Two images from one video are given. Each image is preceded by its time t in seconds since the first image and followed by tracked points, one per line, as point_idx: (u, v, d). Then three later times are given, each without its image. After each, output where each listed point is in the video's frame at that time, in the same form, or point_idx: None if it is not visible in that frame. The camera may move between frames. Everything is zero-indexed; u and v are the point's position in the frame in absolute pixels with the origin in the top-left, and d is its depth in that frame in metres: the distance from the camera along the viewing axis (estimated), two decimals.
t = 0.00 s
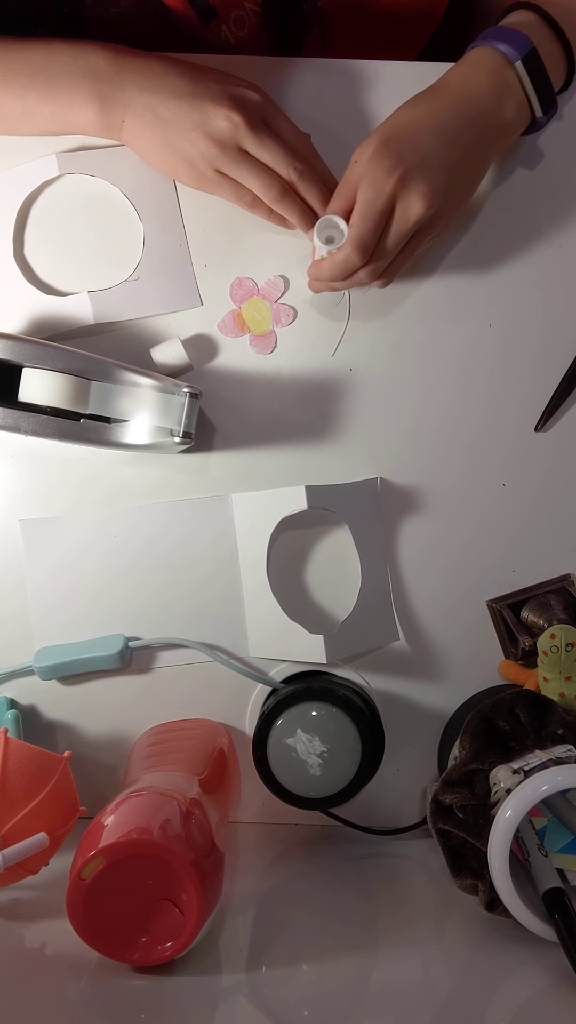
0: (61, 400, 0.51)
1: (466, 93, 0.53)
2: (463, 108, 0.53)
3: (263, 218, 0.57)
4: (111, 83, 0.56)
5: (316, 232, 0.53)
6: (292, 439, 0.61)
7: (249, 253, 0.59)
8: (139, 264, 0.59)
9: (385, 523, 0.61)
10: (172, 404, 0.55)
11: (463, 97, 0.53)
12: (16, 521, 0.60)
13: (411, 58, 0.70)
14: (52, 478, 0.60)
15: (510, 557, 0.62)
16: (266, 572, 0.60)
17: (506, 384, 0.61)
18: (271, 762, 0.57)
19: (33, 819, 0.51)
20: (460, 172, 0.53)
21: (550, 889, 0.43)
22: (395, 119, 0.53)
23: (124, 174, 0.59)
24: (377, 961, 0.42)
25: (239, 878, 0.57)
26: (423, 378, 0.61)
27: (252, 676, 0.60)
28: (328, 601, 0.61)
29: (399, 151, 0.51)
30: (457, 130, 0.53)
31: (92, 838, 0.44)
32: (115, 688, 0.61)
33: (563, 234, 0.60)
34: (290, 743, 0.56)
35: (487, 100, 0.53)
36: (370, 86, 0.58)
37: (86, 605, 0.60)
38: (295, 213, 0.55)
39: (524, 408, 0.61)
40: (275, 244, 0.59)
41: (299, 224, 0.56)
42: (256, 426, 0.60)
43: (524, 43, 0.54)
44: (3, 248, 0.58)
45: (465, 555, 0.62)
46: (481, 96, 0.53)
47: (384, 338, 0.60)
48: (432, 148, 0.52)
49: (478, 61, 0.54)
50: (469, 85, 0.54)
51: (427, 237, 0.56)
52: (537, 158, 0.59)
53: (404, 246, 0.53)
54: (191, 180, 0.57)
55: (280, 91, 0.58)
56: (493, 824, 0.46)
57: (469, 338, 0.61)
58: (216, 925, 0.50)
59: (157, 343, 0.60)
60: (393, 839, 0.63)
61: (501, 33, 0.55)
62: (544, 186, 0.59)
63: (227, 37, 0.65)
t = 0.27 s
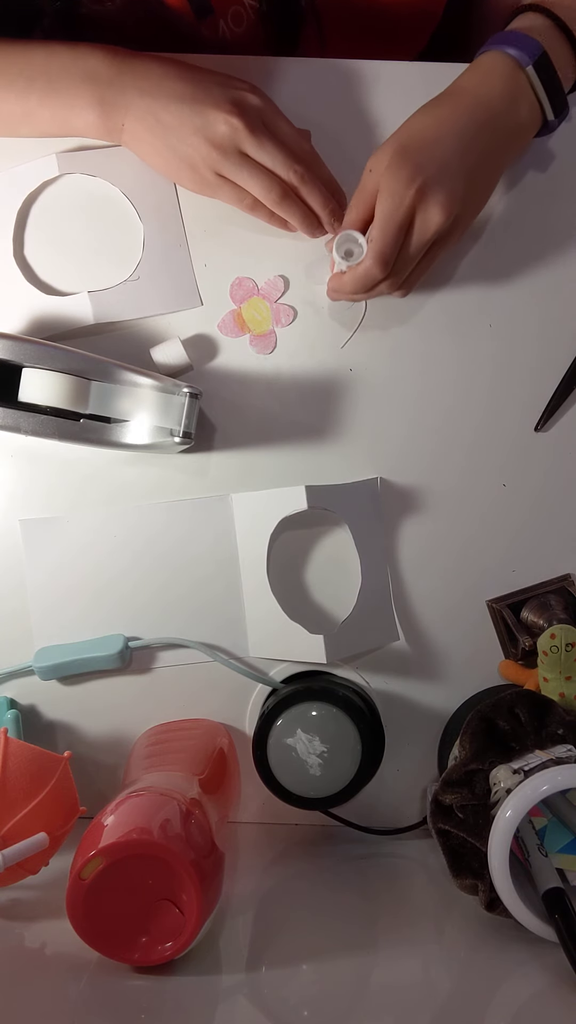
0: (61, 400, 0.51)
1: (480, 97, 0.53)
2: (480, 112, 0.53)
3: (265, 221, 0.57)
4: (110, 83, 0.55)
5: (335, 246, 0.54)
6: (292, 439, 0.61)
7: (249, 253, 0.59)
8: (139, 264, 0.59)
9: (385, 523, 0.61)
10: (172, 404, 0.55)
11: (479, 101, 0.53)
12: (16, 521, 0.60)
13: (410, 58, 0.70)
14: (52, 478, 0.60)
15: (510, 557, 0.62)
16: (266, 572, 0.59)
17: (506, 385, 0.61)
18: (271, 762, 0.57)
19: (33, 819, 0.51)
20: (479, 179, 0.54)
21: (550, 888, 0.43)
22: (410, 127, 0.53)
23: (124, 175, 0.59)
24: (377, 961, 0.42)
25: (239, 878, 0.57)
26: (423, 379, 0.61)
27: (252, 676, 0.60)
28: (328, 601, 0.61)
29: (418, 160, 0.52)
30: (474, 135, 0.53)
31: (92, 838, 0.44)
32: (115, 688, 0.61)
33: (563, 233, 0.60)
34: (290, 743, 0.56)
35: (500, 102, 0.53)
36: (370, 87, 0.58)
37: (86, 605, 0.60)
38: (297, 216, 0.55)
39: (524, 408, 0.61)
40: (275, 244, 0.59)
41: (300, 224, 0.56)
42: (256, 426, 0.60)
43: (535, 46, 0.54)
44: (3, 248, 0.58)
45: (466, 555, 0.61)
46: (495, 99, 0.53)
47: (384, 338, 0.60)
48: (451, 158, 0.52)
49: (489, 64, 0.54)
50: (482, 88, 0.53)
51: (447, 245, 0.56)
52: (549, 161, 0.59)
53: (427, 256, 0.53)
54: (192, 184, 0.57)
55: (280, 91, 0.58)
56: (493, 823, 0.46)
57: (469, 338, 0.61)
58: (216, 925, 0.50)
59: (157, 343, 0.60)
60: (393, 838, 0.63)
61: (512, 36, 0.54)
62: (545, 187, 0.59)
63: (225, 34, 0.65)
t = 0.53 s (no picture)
0: (61, 400, 0.51)
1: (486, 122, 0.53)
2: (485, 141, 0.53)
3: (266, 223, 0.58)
4: (109, 85, 0.55)
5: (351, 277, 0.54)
6: (292, 439, 0.61)
7: (249, 253, 0.60)
8: (139, 264, 0.59)
9: (385, 523, 0.61)
10: (172, 404, 0.55)
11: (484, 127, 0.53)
12: (16, 521, 0.60)
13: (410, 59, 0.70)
14: (53, 478, 0.60)
15: (510, 557, 0.62)
16: (266, 572, 0.59)
17: (506, 385, 0.61)
18: (271, 762, 0.57)
19: (33, 819, 0.51)
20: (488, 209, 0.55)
21: (550, 888, 0.43)
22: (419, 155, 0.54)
23: (124, 175, 0.59)
24: (377, 961, 0.42)
25: (239, 878, 0.57)
26: (423, 379, 0.61)
27: (252, 676, 0.60)
28: (328, 601, 0.61)
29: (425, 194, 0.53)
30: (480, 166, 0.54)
31: (92, 838, 0.44)
32: (115, 688, 0.61)
33: (563, 234, 0.60)
34: (290, 743, 0.56)
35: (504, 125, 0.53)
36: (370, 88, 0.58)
37: (87, 605, 0.60)
38: (298, 216, 0.56)
39: (524, 408, 0.61)
40: (276, 244, 0.59)
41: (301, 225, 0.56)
42: (256, 426, 0.60)
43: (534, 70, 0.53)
44: (3, 248, 0.58)
45: (466, 555, 0.61)
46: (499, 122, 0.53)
47: (383, 338, 0.60)
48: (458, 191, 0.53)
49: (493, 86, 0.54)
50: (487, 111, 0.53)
51: (454, 272, 0.58)
52: (548, 176, 0.60)
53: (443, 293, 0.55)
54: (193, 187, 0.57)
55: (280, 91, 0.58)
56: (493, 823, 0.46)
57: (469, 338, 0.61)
58: (216, 925, 0.50)
59: (157, 343, 0.60)
60: (393, 838, 0.63)
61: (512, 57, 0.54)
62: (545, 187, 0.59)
63: (222, 29, 0.64)
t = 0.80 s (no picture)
0: (60, 400, 0.51)
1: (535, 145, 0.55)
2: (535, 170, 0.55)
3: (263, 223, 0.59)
4: (108, 90, 0.56)
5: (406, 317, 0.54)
6: (292, 439, 0.61)
7: (248, 254, 0.60)
8: (139, 264, 0.59)
9: (385, 523, 0.61)
10: (172, 404, 0.55)
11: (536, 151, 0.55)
12: (16, 521, 0.60)
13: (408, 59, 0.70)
14: (53, 478, 0.60)
15: (510, 557, 0.62)
16: (266, 572, 0.59)
17: (507, 386, 0.61)
18: (271, 762, 0.57)
19: (34, 819, 0.51)
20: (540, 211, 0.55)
21: (550, 888, 0.43)
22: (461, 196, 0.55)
23: (124, 176, 0.59)
24: (377, 960, 0.42)
25: (239, 878, 0.57)
26: (423, 380, 0.61)
27: (252, 676, 0.60)
28: (328, 601, 0.61)
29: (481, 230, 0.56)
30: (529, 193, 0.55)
31: (92, 838, 0.44)
32: (116, 688, 0.62)
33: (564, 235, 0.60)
34: (290, 743, 0.56)
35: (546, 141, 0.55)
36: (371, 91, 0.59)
37: (87, 605, 0.60)
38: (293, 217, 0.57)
39: (524, 408, 0.61)
40: (275, 245, 0.59)
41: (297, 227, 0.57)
42: (255, 427, 0.60)
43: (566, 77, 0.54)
44: (3, 248, 0.58)
45: (466, 555, 0.61)
46: (573, 139, 0.53)
47: (383, 339, 0.60)
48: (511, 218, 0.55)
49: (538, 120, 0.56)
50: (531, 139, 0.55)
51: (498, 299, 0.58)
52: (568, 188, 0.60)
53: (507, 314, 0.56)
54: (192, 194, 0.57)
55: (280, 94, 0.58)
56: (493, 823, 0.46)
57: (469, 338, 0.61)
58: (216, 925, 0.50)
59: (157, 343, 0.60)
60: (393, 838, 0.63)
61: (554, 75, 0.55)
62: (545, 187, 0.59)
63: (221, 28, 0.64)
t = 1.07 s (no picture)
0: (60, 400, 0.51)
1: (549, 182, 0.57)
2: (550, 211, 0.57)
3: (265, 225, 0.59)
4: (111, 94, 0.56)
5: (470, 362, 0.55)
6: (291, 439, 0.61)
7: (248, 254, 0.60)
8: (138, 264, 0.59)
9: (386, 523, 0.61)
10: (172, 404, 0.55)
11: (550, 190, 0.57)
12: (16, 521, 0.60)
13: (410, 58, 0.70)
14: (53, 478, 0.60)
15: (510, 557, 0.62)
16: (266, 572, 0.59)
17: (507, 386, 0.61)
18: (271, 762, 0.57)
19: (33, 819, 0.50)
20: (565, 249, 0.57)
21: (550, 889, 0.43)
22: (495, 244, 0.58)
23: (124, 177, 0.59)
24: (377, 961, 0.42)
25: (239, 878, 0.57)
26: (423, 380, 0.61)
27: (252, 676, 0.60)
28: (328, 601, 0.61)
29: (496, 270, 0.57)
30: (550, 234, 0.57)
31: (92, 838, 0.44)
32: (115, 688, 0.61)
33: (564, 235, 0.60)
34: (290, 743, 0.56)
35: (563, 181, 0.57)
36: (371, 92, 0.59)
37: (87, 605, 0.60)
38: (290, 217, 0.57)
39: (523, 408, 0.61)
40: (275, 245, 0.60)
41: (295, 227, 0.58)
42: (255, 426, 0.60)
43: None
44: (3, 248, 0.58)
45: (466, 555, 0.62)
46: None
47: (383, 339, 0.60)
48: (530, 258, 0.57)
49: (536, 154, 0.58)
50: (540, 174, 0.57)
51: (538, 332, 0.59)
52: None
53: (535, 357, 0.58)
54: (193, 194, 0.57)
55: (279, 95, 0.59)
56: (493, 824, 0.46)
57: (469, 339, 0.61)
58: (216, 926, 0.50)
59: (157, 343, 0.60)
60: (393, 838, 0.63)
61: (555, 113, 0.56)
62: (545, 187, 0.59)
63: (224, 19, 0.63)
